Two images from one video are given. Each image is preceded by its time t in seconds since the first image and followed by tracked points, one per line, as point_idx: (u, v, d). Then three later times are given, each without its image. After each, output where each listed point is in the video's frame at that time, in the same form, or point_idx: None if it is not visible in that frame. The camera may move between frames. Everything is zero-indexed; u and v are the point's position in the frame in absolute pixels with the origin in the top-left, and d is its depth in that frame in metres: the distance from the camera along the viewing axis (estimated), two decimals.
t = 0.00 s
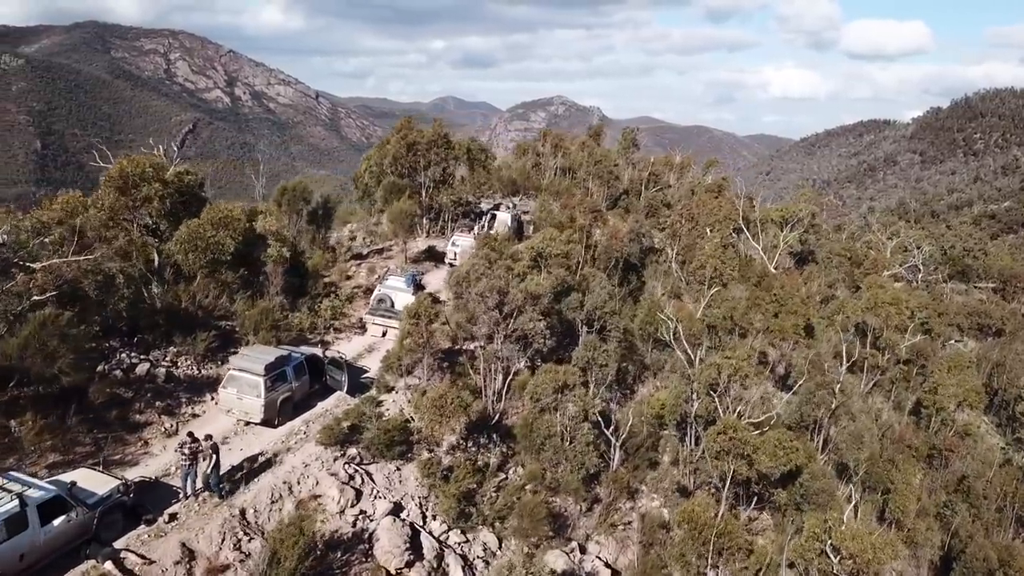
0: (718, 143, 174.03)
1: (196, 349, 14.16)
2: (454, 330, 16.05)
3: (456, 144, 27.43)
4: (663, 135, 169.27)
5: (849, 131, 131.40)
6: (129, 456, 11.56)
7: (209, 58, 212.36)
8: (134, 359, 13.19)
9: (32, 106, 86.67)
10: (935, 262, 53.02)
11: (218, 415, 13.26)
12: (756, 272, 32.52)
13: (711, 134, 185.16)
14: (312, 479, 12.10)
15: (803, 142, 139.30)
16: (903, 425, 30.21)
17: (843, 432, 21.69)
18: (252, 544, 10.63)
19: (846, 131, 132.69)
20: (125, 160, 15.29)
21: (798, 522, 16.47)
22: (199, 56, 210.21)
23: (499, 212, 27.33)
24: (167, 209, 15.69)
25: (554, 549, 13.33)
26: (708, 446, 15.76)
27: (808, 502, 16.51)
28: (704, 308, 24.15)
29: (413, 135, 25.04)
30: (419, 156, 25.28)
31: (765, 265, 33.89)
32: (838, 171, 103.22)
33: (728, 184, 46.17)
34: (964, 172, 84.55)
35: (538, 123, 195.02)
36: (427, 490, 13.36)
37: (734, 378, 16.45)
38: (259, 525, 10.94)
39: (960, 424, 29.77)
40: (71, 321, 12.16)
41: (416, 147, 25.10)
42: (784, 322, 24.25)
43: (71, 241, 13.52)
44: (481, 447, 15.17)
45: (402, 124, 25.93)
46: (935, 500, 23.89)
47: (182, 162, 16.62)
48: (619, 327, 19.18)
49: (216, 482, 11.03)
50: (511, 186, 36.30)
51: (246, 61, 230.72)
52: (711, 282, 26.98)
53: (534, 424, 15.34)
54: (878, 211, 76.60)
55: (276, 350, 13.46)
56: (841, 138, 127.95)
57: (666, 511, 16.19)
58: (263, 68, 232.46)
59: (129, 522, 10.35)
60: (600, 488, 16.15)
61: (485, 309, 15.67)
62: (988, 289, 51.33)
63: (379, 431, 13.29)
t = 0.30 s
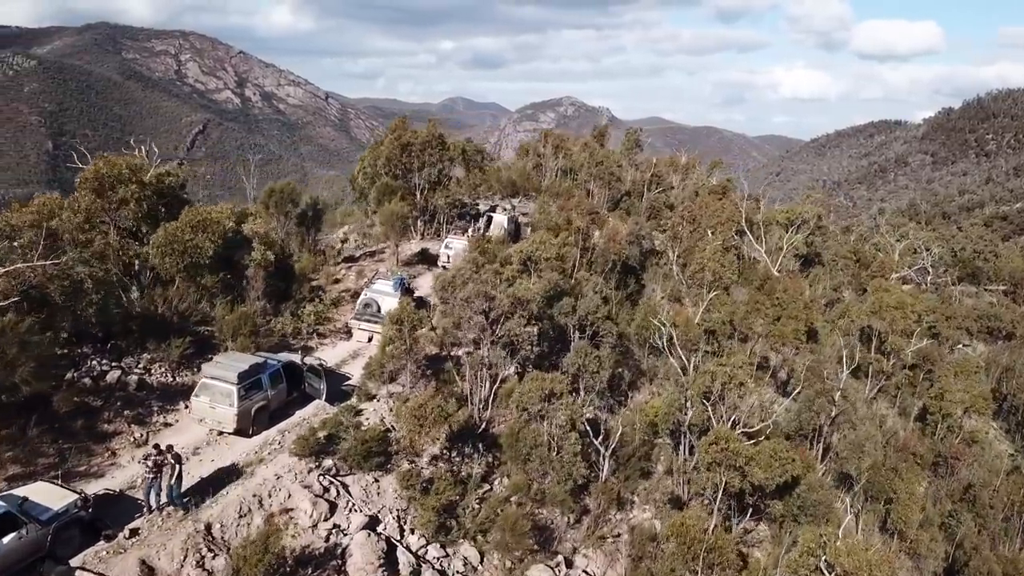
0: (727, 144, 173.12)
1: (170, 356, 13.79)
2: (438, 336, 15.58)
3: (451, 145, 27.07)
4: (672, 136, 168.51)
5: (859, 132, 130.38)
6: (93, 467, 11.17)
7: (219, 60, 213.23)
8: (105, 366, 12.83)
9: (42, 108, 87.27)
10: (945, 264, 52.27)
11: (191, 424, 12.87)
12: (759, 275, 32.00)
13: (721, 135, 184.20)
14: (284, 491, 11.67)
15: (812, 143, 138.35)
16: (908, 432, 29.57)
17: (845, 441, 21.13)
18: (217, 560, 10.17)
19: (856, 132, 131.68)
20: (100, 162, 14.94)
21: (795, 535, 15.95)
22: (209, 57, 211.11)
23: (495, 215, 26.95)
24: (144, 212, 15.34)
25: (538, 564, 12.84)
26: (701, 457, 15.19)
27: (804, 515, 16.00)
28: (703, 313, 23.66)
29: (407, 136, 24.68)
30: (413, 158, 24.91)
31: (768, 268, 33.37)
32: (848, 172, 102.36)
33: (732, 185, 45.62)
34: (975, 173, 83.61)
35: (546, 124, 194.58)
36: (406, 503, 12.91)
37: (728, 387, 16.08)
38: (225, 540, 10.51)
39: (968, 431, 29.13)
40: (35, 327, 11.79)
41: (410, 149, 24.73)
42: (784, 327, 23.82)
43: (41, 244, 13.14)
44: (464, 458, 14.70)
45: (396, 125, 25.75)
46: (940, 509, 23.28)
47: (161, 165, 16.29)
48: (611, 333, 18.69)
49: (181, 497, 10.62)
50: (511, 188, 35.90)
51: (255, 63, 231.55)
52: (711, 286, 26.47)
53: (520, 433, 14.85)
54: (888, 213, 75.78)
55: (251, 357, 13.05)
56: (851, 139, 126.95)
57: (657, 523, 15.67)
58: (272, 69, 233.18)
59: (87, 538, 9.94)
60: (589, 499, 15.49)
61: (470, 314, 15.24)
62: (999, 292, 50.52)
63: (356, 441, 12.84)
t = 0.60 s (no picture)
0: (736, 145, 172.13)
1: (142, 363, 13.43)
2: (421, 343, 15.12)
3: (446, 146, 26.68)
4: (681, 137, 167.69)
5: (870, 133, 129.34)
6: (55, 479, 10.80)
7: (229, 61, 214.10)
8: (73, 373, 12.47)
9: (53, 109, 87.70)
10: (955, 267, 51.51)
11: (160, 434, 12.46)
12: (761, 279, 31.48)
13: (731, 136, 183.21)
14: (252, 505, 11.24)
15: (823, 143, 137.32)
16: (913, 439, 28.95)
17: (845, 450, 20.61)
18: None
19: (867, 133, 130.64)
20: (73, 164, 14.58)
21: (789, 548, 15.52)
22: (220, 59, 211.93)
23: (490, 217, 26.57)
24: (119, 214, 14.97)
25: None
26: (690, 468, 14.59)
27: (800, 527, 15.57)
28: (700, 317, 23.17)
29: (400, 137, 24.29)
30: (406, 159, 24.52)
31: (770, 270, 32.83)
32: (858, 173, 101.44)
33: (736, 186, 45.06)
34: (987, 174, 82.61)
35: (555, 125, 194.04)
36: (381, 516, 12.44)
37: (720, 396, 15.74)
38: (187, 557, 10.08)
39: (974, 437, 28.52)
40: None
41: (403, 149, 24.34)
42: (784, 334, 23.27)
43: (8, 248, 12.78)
44: (447, 469, 14.24)
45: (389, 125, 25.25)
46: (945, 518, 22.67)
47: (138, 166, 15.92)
48: (603, 339, 18.20)
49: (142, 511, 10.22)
50: (510, 189, 35.49)
51: (265, 64, 232.25)
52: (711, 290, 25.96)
53: (504, 443, 14.36)
54: (899, 214, 74.95)
55: (224, 365, 12.63)
56: (862, 140, 125.95)
57: (648, 535, 15.19)
58: (282, 70, 233.73)
59: (39, 555, 9.48)
60: (577, 511, 14.94)
61: (454, 320, 14.79)
62: (1010, 295, 49.71)
63: (330, 452, 12.40)
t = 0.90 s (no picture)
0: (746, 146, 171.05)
1: (111, 371, 13.02)
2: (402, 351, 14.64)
3: (439, 147, 26.22)
4: (690, 137, 166.78)
5: (880, 133, 128.19)
6: (12, 492, 10.38)
7: (239, 61, 214.71)
8: (38, 381, 12.05)
9: (65, 110, 87.96)
10: (966, 268, 50.66)
11: (126, 445, 12.02)
12: (763, 282, 30.91)
13: (740, 137, 182.14)
14: (216, 520, 10.79)
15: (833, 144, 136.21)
16: (918, 446, 28.30)
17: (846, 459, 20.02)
18: None
19: (878, 134, 129.55)
20: (43, 165, 14.19)
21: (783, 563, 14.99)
22: (230, 59, 212.54)
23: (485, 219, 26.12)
24: (91, 217, 14.56)
25: None
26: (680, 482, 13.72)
27: (796, 542, 15.02)
28: (698, 321, 22.63)
29: (392, 136, 23.86)
30: (398, 159, 24.07)
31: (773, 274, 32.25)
32: (868, 174, 100.46)
33: (741, 187, 44.43)
34: (1000, 175, 81.51)
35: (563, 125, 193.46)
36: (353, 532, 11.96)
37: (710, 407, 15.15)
38: None
39: (982, 445, 27.86)
40: None
41: (395, 149, 23.90)
42: (783, 340, 23.20)
43: None
44: (426, 481, 13.79)
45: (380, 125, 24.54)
46: (949, 530, 22.04)
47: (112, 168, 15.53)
48: (594, 344, 17.67)
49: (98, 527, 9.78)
50: (509, 189, 35.02)
51: (275, 64, 232.79)
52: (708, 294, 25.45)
53: (486, 454, 13.84)
54: (910, 216, 74.03)
55: (192, 373, 12.19)
56: (872, 141, 124.85)
57: (636, 549, 14.71)
58: (292, 71, 234.19)
59: None
60: (563, 524, 14.39)
61: (436, 326, 14.22)
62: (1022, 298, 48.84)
63: (301, 464, 11.92)
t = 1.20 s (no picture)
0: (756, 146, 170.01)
1: (76, 380, 12.57)
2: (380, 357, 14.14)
3: (432, 148, 25.76)
4: (700, 138, 165.83)
5: (891, 134, 127.00)
6: None
7: (249, 62, 215.36)
8: None
9: (76, 111, 88.21)
10: (976, 271, 49.81)
11: (87, 457, 11.56)
12: (765, 286, 30.37)
13: (750, 138, 181.04)
14: (175, 537, 10.30)
15: (843, 144, 135.09)
16: (923, 454, 27.64)
17: (845, 469, 19.43)
18: None
19: (888, 135, 128.40)
20: (11, 165, 13.76)
21: None
22: (239, 61, 213.06)
23: (478, 222, 25.71)
24: (60, 220, 14.14)
25: None
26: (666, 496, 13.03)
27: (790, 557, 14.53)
28: (693, 326, 22.09)
29: (384, 137, 23.39)
30: (390, 160, 23.60)
31: (775, 278, 31.67)
32: (878, 175, 99.48)
33: (745, 189, 43.79)
34: (1013, 176, 80.39)
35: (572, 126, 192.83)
36: (321, 549, 11.44)
37: (701, 418, 14.52)
38: None
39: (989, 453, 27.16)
40: None
41: (387, 150, 23.47)
42: (782, 346, 22.28)
43: None
44: (402, 493, 13.30)
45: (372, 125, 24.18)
46: (952, 541, 21.42)
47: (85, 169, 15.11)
48: (583, 351, 17.25)
49: (46, 544, 9.27)
50: (508, 191, 34.53)
51: (285, 65, 233.24)
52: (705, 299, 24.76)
53: (465, 466, 13.33)
54: (921, 217, 73.10)
55: (157, 383, 11.74)
56: (883, 141, 123.73)
57: (623, 564, 14.18)
58: (301, 71, 234.59)
59: None
60: (546, 538, 13.87)
61: (414, 333, 13.74)
62: None
63: (267, 478, 11.42)
